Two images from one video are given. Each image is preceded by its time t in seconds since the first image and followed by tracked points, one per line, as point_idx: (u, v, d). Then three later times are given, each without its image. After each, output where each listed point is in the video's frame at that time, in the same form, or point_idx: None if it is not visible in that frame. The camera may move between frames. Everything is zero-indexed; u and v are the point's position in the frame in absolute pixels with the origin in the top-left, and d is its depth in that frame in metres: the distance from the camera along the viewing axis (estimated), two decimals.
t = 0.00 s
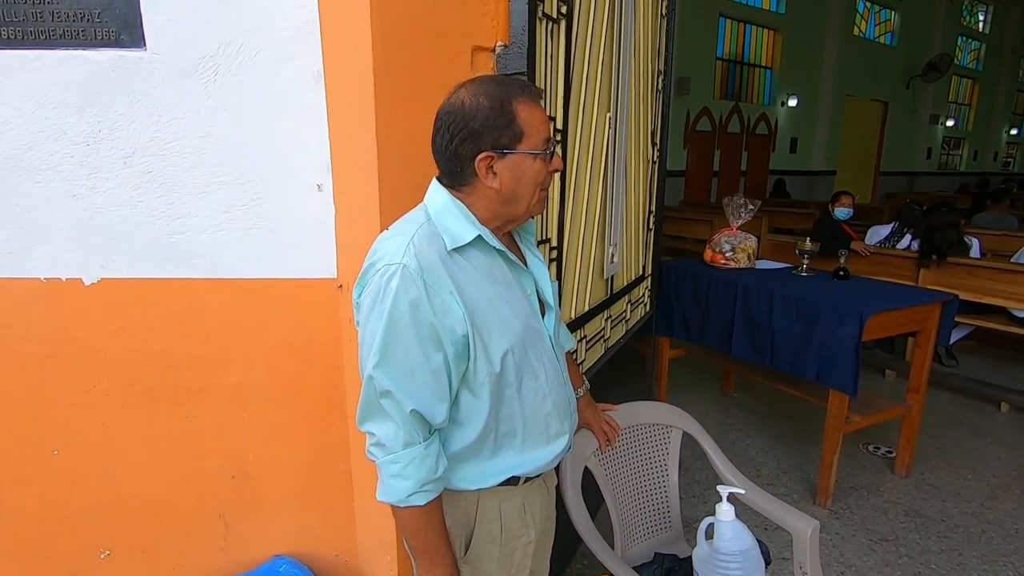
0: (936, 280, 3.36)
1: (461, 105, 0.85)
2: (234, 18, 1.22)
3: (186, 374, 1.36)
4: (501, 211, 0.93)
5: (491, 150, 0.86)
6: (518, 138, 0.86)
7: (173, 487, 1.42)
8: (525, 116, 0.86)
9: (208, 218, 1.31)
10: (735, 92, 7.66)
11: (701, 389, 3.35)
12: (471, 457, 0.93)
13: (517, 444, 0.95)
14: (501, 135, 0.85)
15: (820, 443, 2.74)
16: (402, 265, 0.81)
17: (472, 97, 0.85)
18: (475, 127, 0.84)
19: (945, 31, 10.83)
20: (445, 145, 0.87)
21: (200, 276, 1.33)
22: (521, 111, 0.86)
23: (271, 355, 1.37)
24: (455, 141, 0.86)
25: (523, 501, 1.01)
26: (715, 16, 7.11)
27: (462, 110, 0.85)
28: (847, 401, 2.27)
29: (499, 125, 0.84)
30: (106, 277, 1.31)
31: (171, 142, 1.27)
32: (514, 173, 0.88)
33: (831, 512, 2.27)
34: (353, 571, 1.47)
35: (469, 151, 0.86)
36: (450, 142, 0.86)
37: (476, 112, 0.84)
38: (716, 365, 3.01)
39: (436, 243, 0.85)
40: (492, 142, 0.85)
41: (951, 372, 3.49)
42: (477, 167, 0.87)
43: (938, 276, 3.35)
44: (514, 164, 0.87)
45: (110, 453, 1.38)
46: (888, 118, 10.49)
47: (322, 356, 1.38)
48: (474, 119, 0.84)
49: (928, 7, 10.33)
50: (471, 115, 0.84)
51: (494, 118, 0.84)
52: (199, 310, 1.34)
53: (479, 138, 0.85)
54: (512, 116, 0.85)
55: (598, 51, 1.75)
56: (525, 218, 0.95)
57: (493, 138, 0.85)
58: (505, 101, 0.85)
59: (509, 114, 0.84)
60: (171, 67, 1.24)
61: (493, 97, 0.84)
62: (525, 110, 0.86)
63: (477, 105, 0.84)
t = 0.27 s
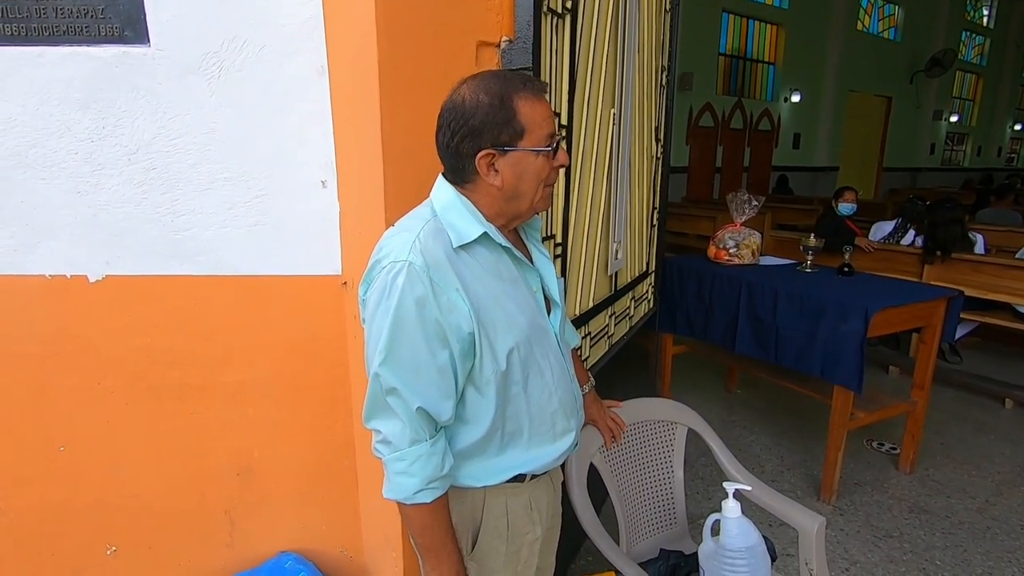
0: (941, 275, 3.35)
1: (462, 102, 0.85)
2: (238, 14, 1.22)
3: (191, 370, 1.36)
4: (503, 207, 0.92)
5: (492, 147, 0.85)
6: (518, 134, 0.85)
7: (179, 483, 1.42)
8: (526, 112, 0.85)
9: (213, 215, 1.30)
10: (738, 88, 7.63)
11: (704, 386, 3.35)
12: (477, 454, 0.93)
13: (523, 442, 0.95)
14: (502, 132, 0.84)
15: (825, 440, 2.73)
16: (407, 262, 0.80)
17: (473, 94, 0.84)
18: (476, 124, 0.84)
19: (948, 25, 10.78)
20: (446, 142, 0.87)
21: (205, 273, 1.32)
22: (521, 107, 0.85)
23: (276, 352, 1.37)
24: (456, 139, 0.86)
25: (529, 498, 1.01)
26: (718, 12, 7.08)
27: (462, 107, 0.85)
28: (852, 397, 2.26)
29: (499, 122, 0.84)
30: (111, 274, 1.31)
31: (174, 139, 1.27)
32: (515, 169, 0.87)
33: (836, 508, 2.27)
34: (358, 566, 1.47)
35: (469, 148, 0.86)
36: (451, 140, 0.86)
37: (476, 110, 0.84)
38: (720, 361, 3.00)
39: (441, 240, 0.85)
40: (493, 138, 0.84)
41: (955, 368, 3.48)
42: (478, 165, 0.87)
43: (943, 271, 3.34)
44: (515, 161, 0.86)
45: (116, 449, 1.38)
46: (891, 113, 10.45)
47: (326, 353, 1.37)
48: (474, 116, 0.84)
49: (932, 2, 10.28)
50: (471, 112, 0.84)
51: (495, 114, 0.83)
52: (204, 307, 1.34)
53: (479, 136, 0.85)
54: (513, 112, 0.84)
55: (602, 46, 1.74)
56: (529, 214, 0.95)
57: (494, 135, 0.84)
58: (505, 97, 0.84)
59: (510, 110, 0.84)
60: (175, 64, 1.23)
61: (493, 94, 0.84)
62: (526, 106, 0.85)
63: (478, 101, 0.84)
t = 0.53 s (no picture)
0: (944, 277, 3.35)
1: (467, 107, 0.86)
2: (247, 15, 1.22)
3: (198, 368, 1.37)
4: (508, 211, 0.93)
5: (495, 152, 0.86)
6: (522, 138, 0.85)
7: (185, 480, 1.43)
8: (529, 116, 0.85)
9: (220, 214, 1.31)
10: (742, 88, 7.62)
11: (706, 386, 3.35)
12: (482, 454, 0.93)
13: (528, 442, 0.95)
14: (505, 136, 0.85)
15: (827, 441, 2.74)
16: (415, 263, 0.81)
17: (477, 99, 0.85)
18: (479, 128, 0.85)
19: (953, 26, 10.75)
20: (451, 147, 0.89)
21: (212, 271, 1.33)
22: (525, 111, 0.85)
23: (282, 350, 1.38)
24: (460, 143, 0.87)
25: (534, 497, 1.01)
26: (722, 11, 7.07)
27: (467, 112, 0.86)
28: (855, 399, 2.27)
29: (503, 126, 0.84)
30: (119, 272, 1.31)
31: (182, 139, 1.27)
32: (519, 173, 0.88)
33: (837, 509, 2.27)
34: (362, 563, 1.48)
35: (473, 153, 0.87)
36: (455, 144, 0.87)
37: (480, 114, 0.85)
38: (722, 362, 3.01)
39: (448, 242, 0.85)
40: (496, 143, 0.85)
41: (958, 369, 3.48)
42: (482, 169, 0.88)
43: (946, 273, 3.33)
44: (519, 165, 0.87)
45: (123, 446, 1.39)
46: (895, 114, 10.43)
47: (333, 351, 1.38)
48: (478, 120, 0.85)
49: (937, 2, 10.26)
50: (475, 116, 0.85)
51: (498, 119, 0.84)
52: (211, 305, 1.34)
53: (483, 140, 0.85)
54: (516, 116, 0.84)
55: (608, 46, 1.75)
56: (534, 217, 0.95)
57: (497, 140, 0.85)
58: (508, 101, 0.85)
59: (513, 115, 0.84)
60: (183, 64, 1.24)
61: (497, 98, 0.84)
62: (530, 110, 0.85)
63: (481, 106, 0.85)
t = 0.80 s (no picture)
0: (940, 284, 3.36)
1: (464, 114, 0.87)
2: (250, 17, 1.23)
3: (197, 369, 1.38)
4: (506, 217, 0.94)
5: (492, 159, 0.87)
6: (519, 146, 0.86)
7: (183, 479, 1.43)
8: (525, 124, 0.86)
9: (220, 215, 1.32)
10: (742, 93, 7.65)
11: (703, 391, 3.36)
12: (477, 457, 0.94)
13: (523, 446, 0.96)
14: (501, 144, 0.85)
15: (823, 446, 2.74)
16: (412, 268, 0.81)
17: (474, 106, 0.86)
18: (476, 136, 0.86)
19: (953, 34, 10.80)
20: (449, 154, 0.90)
21: (212, 272, 1.34)
22: (521, 119, 0.86)
23: (281, 351, 1.38)
24: (457, 150, 0.88)
25: (529, 501, 1.02)
26: (723, 16, 7.09)
27: (464, 119, 0.87)
28: (850, 405, 2.27)
29: (499, 134, 0.85)
30: (119, 272, 1.32)
31: (183, 140, 1.28)
32: (515, 180, 0.89)
33: (832, 514, 2.28)
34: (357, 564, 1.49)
35: (470, 160, 0.88)
36: (453, 151, 0.88)
37: (477, 122, 0.85)
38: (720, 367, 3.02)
39: (445, 247, 0.86)
40: (493, 150, 0.86)
41: (953, 376, 3.49)
42: (479, 176, 0.89)
43: (942, 280, 3.34)
44: (515, 172, 0.88)
45: (122, 444, 1.40)
46: (894, 121, 10.47)
47: (331, 353, 1.39)
48: (474, 128, 0.85)
49: (937, 10, 10.30)
50: (471, 124, 0.85)
51: (494, 126, 0.85)
52: (211, 305, 1.35)
53: (480, 147, 0.86)
54: (512, 123, 0.85)
55: (608, 52, 1.76)
56: (531, 223, 0.96)
57: (494, 147, 0.86)
58: (504, 109, 0.85)
59: (509, 122, 0.85)
60: (185, 66, 1.25)
61: (494, 106, 0.85)
62: (527, 117, 0.86)
63: (478, 114, 0.86)
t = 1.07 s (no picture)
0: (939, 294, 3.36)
1: (472, 121, 0.87)
2: (259, 21, 1.24)
3: (199, 370, 1.38)
4: (512, 224, 0.95)
5: (499, 166, 0.88)
6: (526, 153, 0.87)
7: (183, 480, 1.43)
8: (533, 132, 0.86)
9: (225, 216, 1.32)
10: (743, 100, 7.67)
11: (702, 397, 3.36)
12: (480, 463, 0.94)
13: (526, 452, 0.96)
14: (508, 151, 0.86)
15: (821, 454, 2.75)
16: (420, 273, 0.82)
17: (482, 113, 0.87)
18: (484, 143, 0.86)
19: (953, 44, 10.85)
20: (457, 161, 0.91)
21: (216, 273, 1.34)
22: (529, 127, 0.87)
23: (284, 353, 1.38)
24: (465, 157, 0.89)
25: (531, 507, 1.02)
26: (724, 24, 7.12)
27: (472, 126, 0.88)
28: (850, 413, 2.27)
29: (507, 141, 0.86)
30: (124, 272, 1.32)
31: (190, 141, 1.28)
32: (522, 188, 0.89)
33: (831, 523, 2.28)
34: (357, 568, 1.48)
35: (478, 167, 0.89)
36: (461, 158, 0.89)
37: (485, 129, 0.86)
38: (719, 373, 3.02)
39: (452, 253, 0.86)
40: (500, 158, 0.87)
41: (952, 386, 3.50)
42: (486, 183, 0.90)
43: (941, 290, 3.34)
44: (522, 180, 0.89)
45: (123, 444, 1.40)
46: (894, 130, 10.51)
47: (334, 356, 1.39)
48: (482, 135, 0.86)
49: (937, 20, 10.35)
50: (480, 131, 0.86)
51: (502, 134, 0.85)
52: (214, 307, 1.35)
53: (488, 155, 0.87)
54: (520, 131, 0.86)
55: (613, 59, 1.77)
56: (538, 230, 0.97)
57: (502, 155, 0.87)
58: (512, 117, 0.86)
59: (517, 130, 0.86)
60: (194, 68, 1.25)
61: (502, 114, 0.86)
62: (534, 126, 0.87)
63: (486, 121, 0.86)
